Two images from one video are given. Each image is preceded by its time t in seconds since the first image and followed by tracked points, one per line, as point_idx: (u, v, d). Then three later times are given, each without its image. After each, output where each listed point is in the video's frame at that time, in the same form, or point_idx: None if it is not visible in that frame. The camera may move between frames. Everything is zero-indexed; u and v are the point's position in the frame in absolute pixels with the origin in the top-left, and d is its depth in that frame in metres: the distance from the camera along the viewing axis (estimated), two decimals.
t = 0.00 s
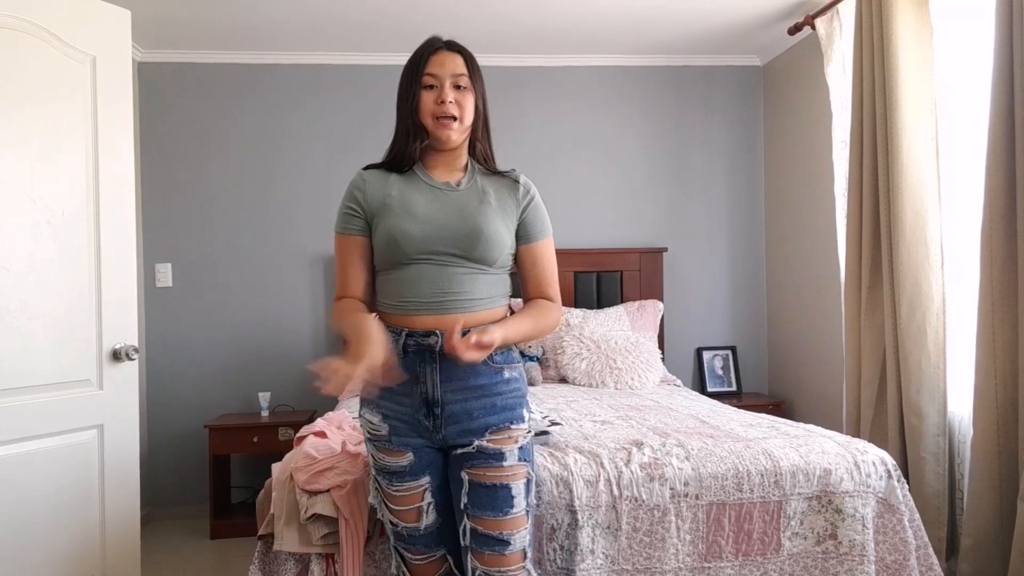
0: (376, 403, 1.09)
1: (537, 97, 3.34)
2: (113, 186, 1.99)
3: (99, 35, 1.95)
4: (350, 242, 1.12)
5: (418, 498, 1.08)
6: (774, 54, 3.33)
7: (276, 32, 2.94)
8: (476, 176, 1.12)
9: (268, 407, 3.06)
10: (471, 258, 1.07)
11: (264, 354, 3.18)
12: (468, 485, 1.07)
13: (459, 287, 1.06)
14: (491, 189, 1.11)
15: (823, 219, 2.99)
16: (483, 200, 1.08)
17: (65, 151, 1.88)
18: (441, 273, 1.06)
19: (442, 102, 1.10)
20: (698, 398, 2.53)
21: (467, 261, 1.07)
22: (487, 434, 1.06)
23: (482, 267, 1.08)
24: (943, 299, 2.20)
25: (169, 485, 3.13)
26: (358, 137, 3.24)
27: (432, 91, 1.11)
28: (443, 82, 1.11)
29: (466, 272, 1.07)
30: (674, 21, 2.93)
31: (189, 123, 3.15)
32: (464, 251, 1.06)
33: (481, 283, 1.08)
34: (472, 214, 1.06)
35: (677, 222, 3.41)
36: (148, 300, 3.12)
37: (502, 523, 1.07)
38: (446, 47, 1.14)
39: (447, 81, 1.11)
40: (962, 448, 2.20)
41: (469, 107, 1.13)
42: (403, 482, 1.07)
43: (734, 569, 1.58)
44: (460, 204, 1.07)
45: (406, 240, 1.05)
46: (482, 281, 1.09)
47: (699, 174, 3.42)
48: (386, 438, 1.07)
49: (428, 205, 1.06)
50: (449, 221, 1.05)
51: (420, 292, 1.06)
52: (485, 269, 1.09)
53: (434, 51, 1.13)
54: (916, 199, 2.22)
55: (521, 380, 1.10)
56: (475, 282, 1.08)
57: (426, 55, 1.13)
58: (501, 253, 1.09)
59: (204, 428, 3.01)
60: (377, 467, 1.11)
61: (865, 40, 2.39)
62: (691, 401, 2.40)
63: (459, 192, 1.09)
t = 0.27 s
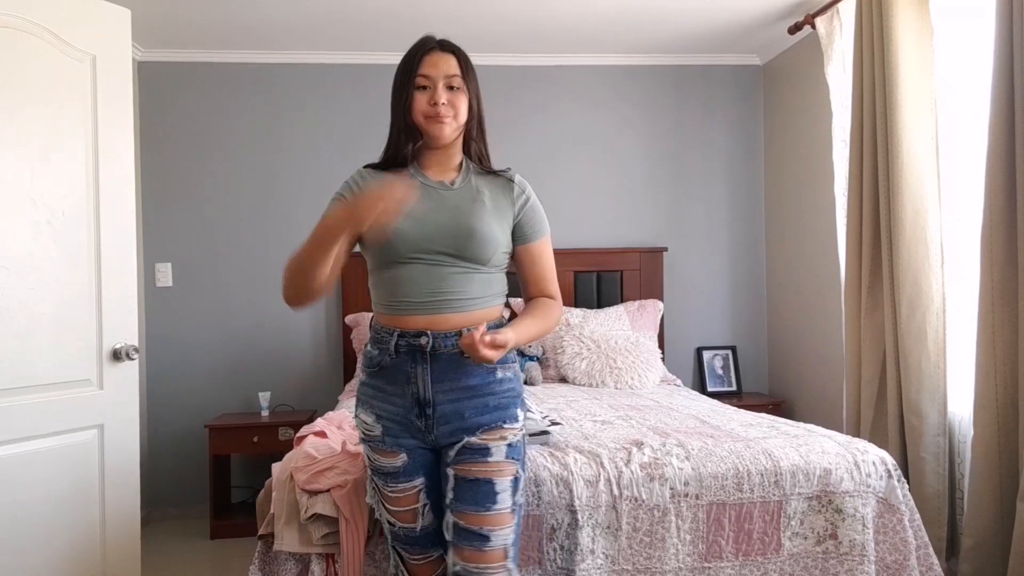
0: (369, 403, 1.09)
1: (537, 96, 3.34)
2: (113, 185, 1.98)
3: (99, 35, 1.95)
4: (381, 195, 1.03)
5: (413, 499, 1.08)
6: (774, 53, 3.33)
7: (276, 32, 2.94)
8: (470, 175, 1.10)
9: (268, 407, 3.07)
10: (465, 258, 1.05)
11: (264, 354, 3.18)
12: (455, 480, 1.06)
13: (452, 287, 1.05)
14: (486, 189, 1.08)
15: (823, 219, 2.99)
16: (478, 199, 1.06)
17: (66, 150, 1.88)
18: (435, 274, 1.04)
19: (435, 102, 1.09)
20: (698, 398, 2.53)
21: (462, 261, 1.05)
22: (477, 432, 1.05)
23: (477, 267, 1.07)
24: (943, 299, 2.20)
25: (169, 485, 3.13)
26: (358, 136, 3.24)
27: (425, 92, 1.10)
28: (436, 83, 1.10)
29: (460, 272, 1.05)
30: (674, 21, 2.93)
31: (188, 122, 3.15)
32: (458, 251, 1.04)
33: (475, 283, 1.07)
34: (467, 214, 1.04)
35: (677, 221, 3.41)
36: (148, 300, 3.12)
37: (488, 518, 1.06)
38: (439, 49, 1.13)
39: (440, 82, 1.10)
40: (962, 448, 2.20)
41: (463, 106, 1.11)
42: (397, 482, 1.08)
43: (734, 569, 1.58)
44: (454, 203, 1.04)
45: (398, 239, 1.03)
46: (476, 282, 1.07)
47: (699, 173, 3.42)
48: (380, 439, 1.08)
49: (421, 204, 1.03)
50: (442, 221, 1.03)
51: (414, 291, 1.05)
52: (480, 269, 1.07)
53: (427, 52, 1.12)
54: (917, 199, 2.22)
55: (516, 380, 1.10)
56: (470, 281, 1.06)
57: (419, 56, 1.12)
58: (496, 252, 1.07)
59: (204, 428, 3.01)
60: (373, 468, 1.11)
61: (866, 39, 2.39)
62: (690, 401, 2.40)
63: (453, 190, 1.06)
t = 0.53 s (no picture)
0: (361, 402, 1.10)
1: (537, 97, 3.34)
2: (114, 185, 1.99)
3: (100, 36, 1.96)
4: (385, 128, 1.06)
5: (401, 498, 1.09)
6: (774, 54, 3.33)
7: (276, 32, 2.94)
8: (466, 175, 1.09)
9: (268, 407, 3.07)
10: (457, 257, 1.04)
11: (264, 354, 3.18)
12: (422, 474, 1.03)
13: (445, 287, 1.04)
14: (481, 188, 1.07)
15: (823, 219, 2.99)
16: (471, 198, 1.05)
17: (66, 151, 1.88)
18: (427, 273, 1.04)
19: (426, 102, 1.08)
20: (698, 398, 2.53)
21: (454, 261, 1.04)
22: (453, 432, 1.03)
23: (470, 266, 1.06)
24: (944, 299, 2.20)
25: (169, 485, 3.13)
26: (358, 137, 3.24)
27: (416, 93, 1.09)
28: (426, 83, 1.09)
29: (452, 271, 1.05)
30: (675, 21, 2.93)
31: (188, 123, 3.15)
32: (450, 250, 1.03)
33: (469, 283, 1.06)
34: (458, 213, 1.03)
35: (677, 222, 3.41)
36: (148, 300, 3.12)
37: (441, 512, 1.00)
38: (429, 49, 1.12)
39: (430, 81, 1.09)
40: (963, 448, 2.20)
41: (456, 105, 1.10)
42: (389, 482, 1.09)
43: (735, 569, 1.58)
44: (447, 203, 1.04)
45: (391, 238, 1.03)
46: (469, 282, 1.06)
47: (699, 174, 3.42)
48: (372, 440, 1.09)
49: (415, 203, 1.04)
50: (434, 219, 1.03)
51: (409, 291, 1.04)
52: (474, 269, 1.06)
53: (418, 53, 1.11)
54: (917, 199, 2.22)
55: (506, 386, 1.08)
56: (463, 281, 1.06)
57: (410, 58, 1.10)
58: (491, 251, 1.06)
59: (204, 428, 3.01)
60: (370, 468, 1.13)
61: (866, 40, 2.39)
62: (690, 402, 2.40)
63: (447, 190, 1.06)
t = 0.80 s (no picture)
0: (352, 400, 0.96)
1: (537, 97, 3.34)
2: (114, 186, 1.99)
3: (100, 37, 1.96)
4: (350, 130, 1.03)
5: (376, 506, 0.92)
6: (774, 54, 3.33)
7: (276, 33, 2.94)
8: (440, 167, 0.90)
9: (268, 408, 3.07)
10: (411, 258, 0.85)
11: (264, 354, 3.18)
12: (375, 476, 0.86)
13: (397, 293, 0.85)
14: (450, 179, 0.87)
15: (823, 220, 2.99)
16: (433, 189, 0.86)
17: (66, 152, 1.88)
18: (381, 277, 0.86)
19: (412, 93, 0.92)
20: (698, 398, 2.52)
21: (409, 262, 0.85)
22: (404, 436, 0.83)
23: (427, 270, 0.85)
24: (943, 300, 2.20)
25: (169, 486, 3.13)
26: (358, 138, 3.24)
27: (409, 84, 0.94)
28: (419, 72, 0.93)
29: (407, 276, 0.85)
30: (675, 22, 2.93)
31: (189, 124, 3.15)
32: (403, 249, 0.85)
33: (424, 291, 0.84)
34: (414, 205, 0.85)
35: (677, 222, 3.41)
36: (149, 301, 3.12)
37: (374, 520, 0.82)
38: (437, 42, 0.97)
39: (422, 70, 0.93)
40: (963, 448, 2.20)
41: (448, 95, 0.92)
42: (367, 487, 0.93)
43: (735, 569, 1.58)
44: (407, 194, 0.87)
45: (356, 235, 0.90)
46: (425, 289, 0.84)
47: (700, 174, 3.42)
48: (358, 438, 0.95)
49: (380, 196, 0.89)
50: (389, 213, 0.86)
51: (367, 298, 0.88)
52: (433, 274, 0.85)
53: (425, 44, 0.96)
54: (917, 200, 2.22)
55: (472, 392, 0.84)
56: (417, 288, 0.85)
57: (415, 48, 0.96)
58: (447, 247, 0.84)
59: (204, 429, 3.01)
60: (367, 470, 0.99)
61: (865, 41, 2.39)
62: (690, 402, 2.40)
63: (413, 181, 0.88)
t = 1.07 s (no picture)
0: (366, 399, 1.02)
1: (537, 99, 3.34)
2: (113, 187, 1.99)
3: (99, 38, 1.96)
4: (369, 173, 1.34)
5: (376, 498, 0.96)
6: (774, 55, 3.33)
7: (276, 34, 2.94)
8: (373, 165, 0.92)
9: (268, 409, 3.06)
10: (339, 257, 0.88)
11: (263, 356, 3.18)
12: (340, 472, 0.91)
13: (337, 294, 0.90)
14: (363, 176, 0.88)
15: (823, 221, 2.99)
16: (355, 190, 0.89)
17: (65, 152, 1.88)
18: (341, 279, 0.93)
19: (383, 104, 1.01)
20: (699, 400, 2.53)
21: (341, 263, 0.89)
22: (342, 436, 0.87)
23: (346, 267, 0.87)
24: (943, 302, 2.20)
25: (169, 487, 3.12)
26: (358, 139, 3.24)
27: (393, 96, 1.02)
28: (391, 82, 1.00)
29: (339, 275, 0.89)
30: (674, 23, 2.93)
31: (188, 125, 3.15)
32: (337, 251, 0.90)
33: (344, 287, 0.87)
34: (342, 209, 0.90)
35: (677, 224, 3.41)
36: (148, 302, 3.12)
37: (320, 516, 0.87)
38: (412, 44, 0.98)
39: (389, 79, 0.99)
40: (963, 450, 2.20)
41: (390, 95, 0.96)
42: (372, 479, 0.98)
43: (735, 571, 1.58)
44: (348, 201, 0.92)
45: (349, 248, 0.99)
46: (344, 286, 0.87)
47: (699, 176, 3.42)
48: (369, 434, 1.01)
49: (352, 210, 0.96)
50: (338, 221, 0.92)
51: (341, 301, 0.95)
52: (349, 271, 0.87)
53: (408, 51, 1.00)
54: (917, 202, 2.22)
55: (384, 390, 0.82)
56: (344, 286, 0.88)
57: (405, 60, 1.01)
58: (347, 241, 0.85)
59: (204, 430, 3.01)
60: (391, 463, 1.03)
61: (865, 42, 2.39)
62: (690, 403, 2.40)
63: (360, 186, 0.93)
